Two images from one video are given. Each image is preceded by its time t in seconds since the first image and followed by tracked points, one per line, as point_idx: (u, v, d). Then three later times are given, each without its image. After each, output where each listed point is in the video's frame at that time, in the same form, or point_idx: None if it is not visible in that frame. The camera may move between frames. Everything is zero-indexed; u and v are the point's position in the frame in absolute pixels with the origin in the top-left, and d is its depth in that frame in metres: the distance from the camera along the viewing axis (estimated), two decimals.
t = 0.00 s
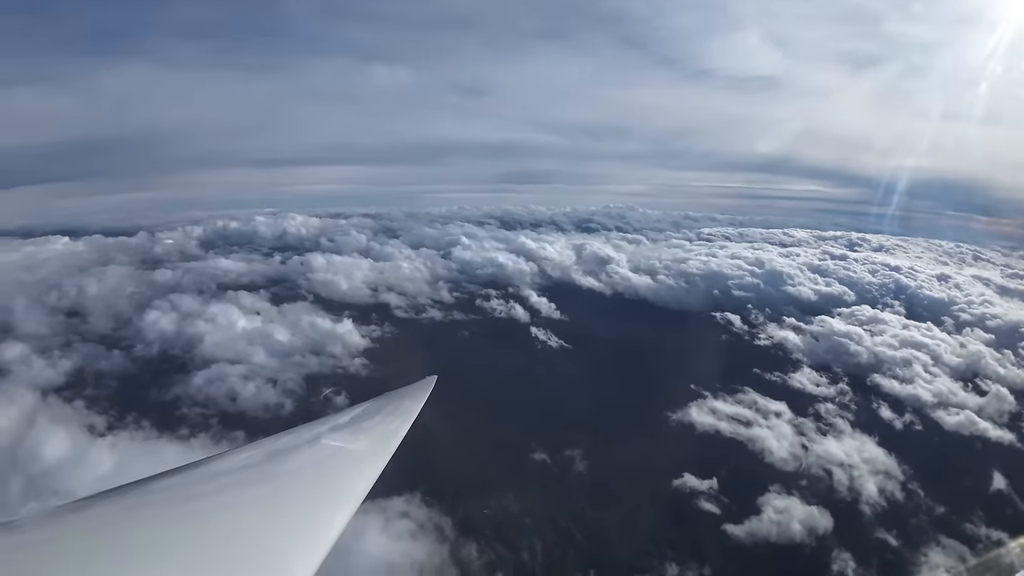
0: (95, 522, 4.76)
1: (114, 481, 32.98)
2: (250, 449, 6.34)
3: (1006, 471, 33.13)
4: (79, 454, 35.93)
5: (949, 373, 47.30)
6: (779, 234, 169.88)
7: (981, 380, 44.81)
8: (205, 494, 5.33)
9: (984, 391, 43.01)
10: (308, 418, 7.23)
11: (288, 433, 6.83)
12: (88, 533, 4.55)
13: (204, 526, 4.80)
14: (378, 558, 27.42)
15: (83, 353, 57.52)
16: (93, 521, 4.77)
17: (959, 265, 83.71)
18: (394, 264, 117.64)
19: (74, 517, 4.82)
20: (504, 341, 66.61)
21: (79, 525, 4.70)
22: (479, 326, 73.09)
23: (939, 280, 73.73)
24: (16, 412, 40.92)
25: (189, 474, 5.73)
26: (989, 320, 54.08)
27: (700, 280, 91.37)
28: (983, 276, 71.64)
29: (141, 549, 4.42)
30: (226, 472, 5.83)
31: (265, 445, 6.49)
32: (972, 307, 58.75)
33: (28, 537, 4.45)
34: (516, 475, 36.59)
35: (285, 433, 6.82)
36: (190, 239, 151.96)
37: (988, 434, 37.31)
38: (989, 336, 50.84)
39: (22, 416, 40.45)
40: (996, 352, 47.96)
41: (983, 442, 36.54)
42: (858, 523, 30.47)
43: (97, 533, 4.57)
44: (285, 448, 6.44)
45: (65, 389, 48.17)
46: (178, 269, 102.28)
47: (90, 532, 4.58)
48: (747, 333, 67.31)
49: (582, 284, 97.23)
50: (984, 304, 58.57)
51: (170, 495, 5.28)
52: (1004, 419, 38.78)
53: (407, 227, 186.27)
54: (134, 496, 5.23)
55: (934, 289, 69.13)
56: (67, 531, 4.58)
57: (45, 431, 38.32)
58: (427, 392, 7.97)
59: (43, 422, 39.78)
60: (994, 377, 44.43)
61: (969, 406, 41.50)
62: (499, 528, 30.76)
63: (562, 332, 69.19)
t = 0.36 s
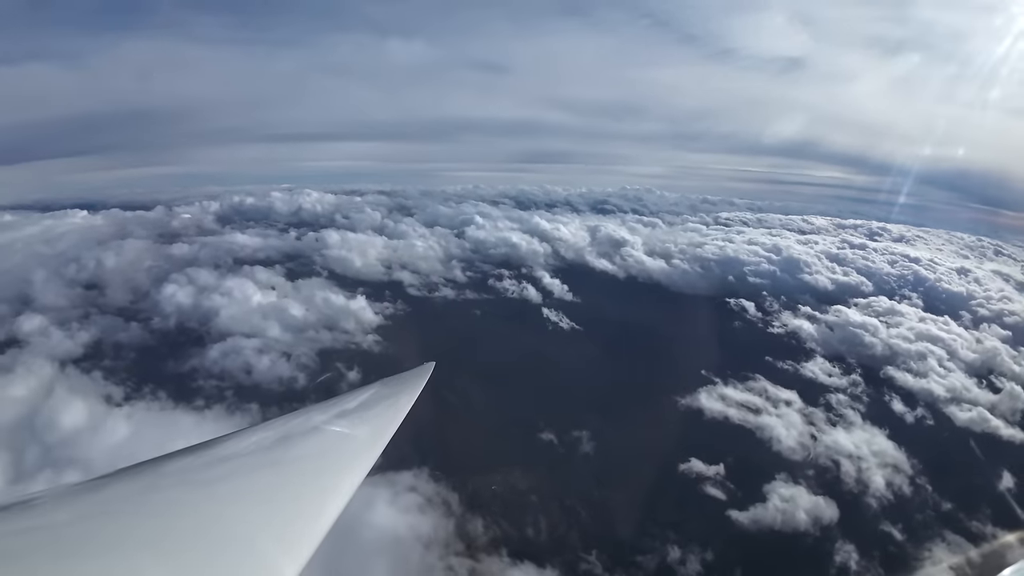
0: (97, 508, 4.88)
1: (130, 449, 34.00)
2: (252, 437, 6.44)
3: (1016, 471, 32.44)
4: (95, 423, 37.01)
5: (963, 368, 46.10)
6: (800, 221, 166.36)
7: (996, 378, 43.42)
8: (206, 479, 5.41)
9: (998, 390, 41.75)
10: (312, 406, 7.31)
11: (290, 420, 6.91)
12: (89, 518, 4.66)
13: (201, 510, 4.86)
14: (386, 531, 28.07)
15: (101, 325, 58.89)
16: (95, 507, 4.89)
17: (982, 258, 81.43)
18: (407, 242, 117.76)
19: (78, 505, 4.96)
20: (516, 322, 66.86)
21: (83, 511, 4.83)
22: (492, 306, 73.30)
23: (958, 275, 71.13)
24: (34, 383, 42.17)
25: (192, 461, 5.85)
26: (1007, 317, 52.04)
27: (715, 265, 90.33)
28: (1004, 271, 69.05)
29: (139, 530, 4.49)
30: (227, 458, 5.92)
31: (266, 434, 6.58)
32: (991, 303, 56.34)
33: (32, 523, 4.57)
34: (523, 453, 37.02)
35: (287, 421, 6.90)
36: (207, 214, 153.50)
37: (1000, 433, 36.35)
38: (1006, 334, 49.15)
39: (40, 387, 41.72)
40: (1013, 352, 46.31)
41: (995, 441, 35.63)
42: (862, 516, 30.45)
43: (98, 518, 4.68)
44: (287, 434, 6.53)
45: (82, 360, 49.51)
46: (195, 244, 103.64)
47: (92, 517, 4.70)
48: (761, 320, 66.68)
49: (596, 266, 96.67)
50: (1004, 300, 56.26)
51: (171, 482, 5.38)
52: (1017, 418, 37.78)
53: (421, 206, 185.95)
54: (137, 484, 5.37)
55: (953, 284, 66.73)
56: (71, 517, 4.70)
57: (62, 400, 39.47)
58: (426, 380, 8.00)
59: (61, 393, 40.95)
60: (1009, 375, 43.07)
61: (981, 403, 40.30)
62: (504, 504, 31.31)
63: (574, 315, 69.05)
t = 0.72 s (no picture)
0: (105, 501, 4.98)
1: (147, 432, 34.88)
2: (258, 432, 6.50)
3: None
4: (113, 407, 37.96)
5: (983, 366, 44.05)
6: (820, 214, 163.08)
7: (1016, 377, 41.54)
8: (213, 474, 5.48)
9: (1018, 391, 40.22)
10: (321, 400, 7.38)
11: (298, 414, 6.99)
12: (98, 512, 4.76)
13: (204, 505, 4.92)
14: (395, 517, 28.51)
15: (121, 311, 60.21)
16: (103, 502, 4.99)
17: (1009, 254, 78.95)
18: (422, 232, 118.06)
19: (87, 498, 5.08)
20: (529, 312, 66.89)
21: (93, 504, 4.95)
22: (505, 297, 73.32)
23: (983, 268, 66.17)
24: (54, 367, 43.32)
25: (202, 454, 5.96)
26: None
27: (731, 258, 89.09)
28: None
29: (139, 525, 4.54)
30: (236, 452, 6.01)
31: (273, 429, 6.63)
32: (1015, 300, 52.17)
33: (43, 517, 4.69)
34: (533, 443, 37.14)
35: (297, 415, 6.98)
36: (224, 202, 155.46)
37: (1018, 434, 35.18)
38: None
39: (61, 371, 42.94)
40: None
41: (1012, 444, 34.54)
42: (874, 516, 30.08)
43: (106, 511, 4.77)
44: (294, 429, 6.59)
45: (102, 345, 50.80)
46: (213, 232, 105.16)
47: (101, 510, 4.81)
48: (777, 314, 65.79)
49: (611, 258, 95.96)
50: None
51: (178, 476, 5.47)
52: None
53: (436, 195, 185.94)
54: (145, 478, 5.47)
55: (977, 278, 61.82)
56: (80, 510, 4.82)
57: (82, 384, 40.53)
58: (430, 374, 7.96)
59: (81, 377, 42.05)
60: None
61: (999, 404, 38.92)
62: (514, 493, 31.51)
63: (587, 306, 68.73)
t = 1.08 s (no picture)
0: (117, 494, 5.04)
1: (162, 422, 35.56)
2: (268, 426, 6.51)
3: None
4: (131, 397, 38.83)
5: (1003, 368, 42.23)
6: (839, 210, 160.26)
7: None
8: (223, 468, 5.51)
9: None
10: (332, 393, 7.35)
11: (309, 408, 6.98)
12: (109, 504, 4.83)
13: (212, 499, 4.95)
14: (406, 509, 28.75)
15: (139, 304, 61.43)
16: (117, 494, 5.06)
17: None
18: (435, 226, 118.45)
19: (102, 490, 5.16)
20: (542, 307, 66.81)
21: (105, 496, 5.02)
22: (518, 292, 73.28)
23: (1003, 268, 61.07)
24: (73, 359, 44.40)
25: (214, 448, 6.00)
26: None
27: (748, 254, 87.85)
28: None
29: (150, 519, 4.59)
30: (246, 446, 6.04)
31: (283, 423, 6.63)
32: None
33: (57, 510, 4.77)
34: (544, 439, 37.17)
35: (308, 407, 6.99)
36: (241, 197, 157.42)
37: None
38: None
39: (79, 362, 43.98)
40: None
41: None
42: (888, 518, 29.60)
43: (115, 506, 4.81)
44: (304, 422, 6.58)
45: (120, 336, 51.88)
46: (230, 226, 106.57)
47: (113, 504, 4.86)
48: (794, 313, 64.93)
49: (625, 254, 95.25)
50: None
51: (190, 470, 5.50)
52: None
53: (450, 190, 186.13)
54: (159, 471, 5.53)
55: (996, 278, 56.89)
56: (94, 503, 4.88)
57: (100, 375, 41.49)
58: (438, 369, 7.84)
59: (98, 368, 43.00)
60: None
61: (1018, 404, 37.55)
62: (525, 487, 31.54)
63: (599, 302, 68.41)
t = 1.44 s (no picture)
0: (133, 490, 5.14)
1: (178, 419, 36.18)
2: (278, 425, 6.56)
3: None
4: (148, 394, 39.56)
5: None
6: (858, 209, 157.53)
7: None
8: (236, 466, 5.58)
9: None
10: (344, 392, 7.43)
11: (321, 406, 7.05)
12: (123, 500, 4.92)
13: (222, 496, 5.02)
14: (417, 507, 28.86)
15: (158, 302, 62.63)
16: (134, 488, 5.18)
17: None
18: (449, 226, 118.88)
19: (118, 485, 5.27)
20: (555, 307, 66.60)
21: (121, 491, 5.12)
22: (532, 291, 73.18)
23: None
24: (94, 356, 45.44)
25: (228, 445, 6.10)
26: None
27: (764, 254, 86.62)
28: None
29: (161, 515, 4.66)
30: (259, 443, 6.13)
31: (292, 422, 6.67)
32: None
33: (75, 503, 4.88)
34: (556, 439, 37.07)
35: (321, 405, 7.07)
36: (258, 197, 159.60)
37: None
38: None
39: (99, 360, 44.95)
40: None
41: None
42: (907, 523, 29.08)
43: (128, 501, 4.90)
44: (317, 420, 6.66)
45: (138, 335, 52.91)
46: (247, 226, 108.12)
47: (129, 500, 4.92)
48: (811, 314, 63.84)
49: (639, 253, 94.52)
50: None
51: (203, 467, 5.58)
52: None
53: (464, 190, 186.51)
54: (173, 468, 5.63)
55: None
56: (113, 498, 4.98)
57: (119, 373, 42.38)
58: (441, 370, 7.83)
59: (118, 366, 43.92)
60: None
61: None
62: (537, 488, 31.46)
63: (613, 302, 67.98)
